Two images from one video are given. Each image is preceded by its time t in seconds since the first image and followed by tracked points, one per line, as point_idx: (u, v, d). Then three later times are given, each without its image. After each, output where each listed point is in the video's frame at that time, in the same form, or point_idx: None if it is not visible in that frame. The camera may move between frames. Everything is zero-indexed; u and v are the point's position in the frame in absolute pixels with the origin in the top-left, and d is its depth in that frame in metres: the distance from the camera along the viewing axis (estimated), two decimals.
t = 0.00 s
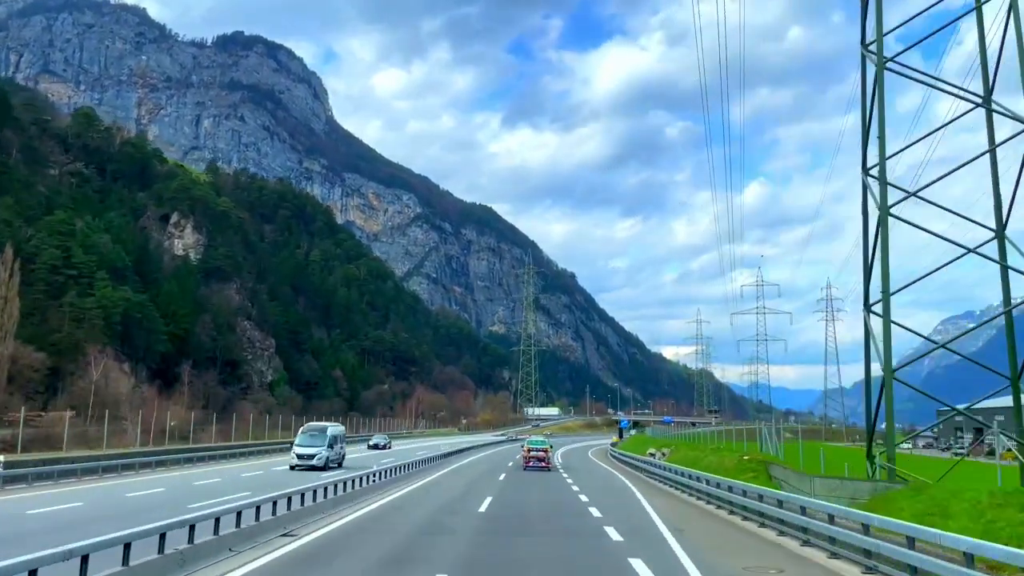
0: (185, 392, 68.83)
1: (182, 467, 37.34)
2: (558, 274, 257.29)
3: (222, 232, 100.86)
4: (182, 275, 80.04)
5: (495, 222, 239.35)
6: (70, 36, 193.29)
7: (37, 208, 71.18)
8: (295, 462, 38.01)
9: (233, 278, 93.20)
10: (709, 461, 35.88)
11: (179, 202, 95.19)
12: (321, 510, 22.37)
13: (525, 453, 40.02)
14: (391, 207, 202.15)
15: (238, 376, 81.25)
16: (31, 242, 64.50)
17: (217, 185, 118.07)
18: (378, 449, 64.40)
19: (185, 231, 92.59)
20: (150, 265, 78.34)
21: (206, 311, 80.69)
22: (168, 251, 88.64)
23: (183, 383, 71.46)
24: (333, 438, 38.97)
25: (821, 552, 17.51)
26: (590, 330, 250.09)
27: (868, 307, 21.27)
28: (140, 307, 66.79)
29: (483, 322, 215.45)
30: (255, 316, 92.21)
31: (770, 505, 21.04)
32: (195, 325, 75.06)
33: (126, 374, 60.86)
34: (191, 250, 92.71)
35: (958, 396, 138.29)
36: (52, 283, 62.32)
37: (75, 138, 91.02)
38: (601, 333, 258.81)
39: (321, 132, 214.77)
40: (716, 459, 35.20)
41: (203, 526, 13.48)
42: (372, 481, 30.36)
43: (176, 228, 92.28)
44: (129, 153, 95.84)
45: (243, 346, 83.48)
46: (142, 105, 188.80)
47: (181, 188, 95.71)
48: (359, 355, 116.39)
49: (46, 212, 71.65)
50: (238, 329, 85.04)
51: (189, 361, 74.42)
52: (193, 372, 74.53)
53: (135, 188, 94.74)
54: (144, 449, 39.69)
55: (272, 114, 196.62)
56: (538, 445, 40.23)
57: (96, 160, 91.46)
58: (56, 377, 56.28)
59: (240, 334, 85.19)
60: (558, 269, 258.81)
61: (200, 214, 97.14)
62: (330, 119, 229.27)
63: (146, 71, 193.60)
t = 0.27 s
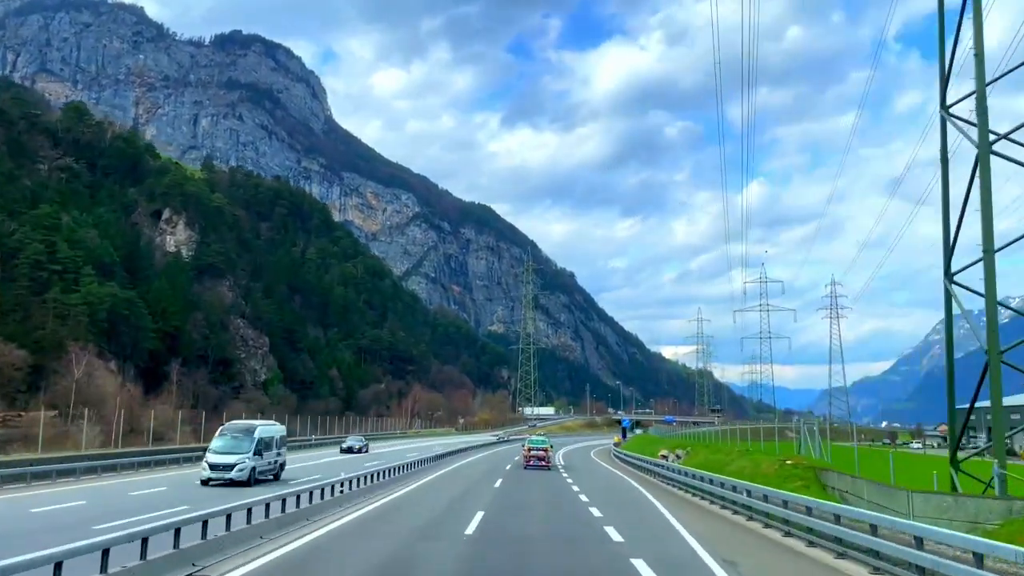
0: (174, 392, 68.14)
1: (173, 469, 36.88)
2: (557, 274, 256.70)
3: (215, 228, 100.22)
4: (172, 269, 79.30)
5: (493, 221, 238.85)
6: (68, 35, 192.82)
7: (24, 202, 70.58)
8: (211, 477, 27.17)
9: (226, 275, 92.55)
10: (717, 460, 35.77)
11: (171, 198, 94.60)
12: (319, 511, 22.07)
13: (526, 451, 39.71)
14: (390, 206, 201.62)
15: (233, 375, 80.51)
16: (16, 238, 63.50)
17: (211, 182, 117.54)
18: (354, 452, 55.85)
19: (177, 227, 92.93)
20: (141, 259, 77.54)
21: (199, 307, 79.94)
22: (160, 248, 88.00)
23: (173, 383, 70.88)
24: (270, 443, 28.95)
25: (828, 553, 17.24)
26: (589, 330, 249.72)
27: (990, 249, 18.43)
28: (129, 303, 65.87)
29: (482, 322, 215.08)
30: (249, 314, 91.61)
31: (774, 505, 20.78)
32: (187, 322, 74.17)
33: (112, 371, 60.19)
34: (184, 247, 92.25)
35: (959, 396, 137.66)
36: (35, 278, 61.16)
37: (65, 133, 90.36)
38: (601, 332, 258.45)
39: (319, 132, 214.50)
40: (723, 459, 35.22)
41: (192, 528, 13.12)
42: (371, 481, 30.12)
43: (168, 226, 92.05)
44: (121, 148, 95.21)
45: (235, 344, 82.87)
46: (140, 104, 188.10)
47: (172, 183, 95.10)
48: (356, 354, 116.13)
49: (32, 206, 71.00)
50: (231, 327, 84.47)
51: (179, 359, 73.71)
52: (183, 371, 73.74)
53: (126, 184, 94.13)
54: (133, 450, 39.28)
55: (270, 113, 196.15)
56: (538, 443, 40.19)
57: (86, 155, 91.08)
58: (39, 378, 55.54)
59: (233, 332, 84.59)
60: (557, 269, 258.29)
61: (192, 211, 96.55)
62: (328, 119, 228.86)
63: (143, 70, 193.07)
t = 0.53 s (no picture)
0: (160, 391, 67.44)
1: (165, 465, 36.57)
2: (556, 273, 256.12)
3: (208, 224, 99.48)
4: (161, 265, 78.48)
5: (491, 220, 238.35)
6: (64, 34, 192.27)
7: (9, 195, 69.72)
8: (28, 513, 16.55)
9: (218, 272, 92.00)
10: (729, 462, 35.78)
11: (162, 193, 93.97)
12: (318, 511, 21.80)
13: (526, 451, 39.61)
14: (388, 205, 201.05)
15: (226, 375, 80.05)
16: None
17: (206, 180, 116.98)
18: (323, 457, 47.03)
19: (167, 223, 92.27)
20: (130, 255, 76.81)
21: (188, 304, 79.16)
22: (150, 244, 87.43)
23: (159, 381, 70.31)
24: (132, 449, 18.28)
25: (834, 554, 17.01)
26: (588, 329, 248.98)
27: None
28: (117, 300, 65.02)
29: (480, 322, 214.48)
30: (242, 312, 91.05)
31: (777, 503, 20.54)
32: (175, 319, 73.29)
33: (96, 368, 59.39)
34: (174, 243, 91.58)
35: (959, 395, 137.01)
36: (17, 273, 60.32)
37: (54, 127, 89.62)
38: (600, 331, 257.77)
39: (316, 131, 214.03)
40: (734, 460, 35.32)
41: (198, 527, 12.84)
42: (371, 480, 29.81)
43: (159, 221, 91.53)
44: (111, 142, 94.46)
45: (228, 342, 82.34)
46: (137, 103, 187.45)
47: (162, 179, 94.54)
48: (352, 353, 115.69)
49: (18, 200, 70.15)
50: (223, 325, 83.98)
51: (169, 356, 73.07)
52: (171, 369, 73.10)
53: (118, 179, 93.50)
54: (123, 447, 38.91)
55: (267, 112, 195.41)
56: (538, 443, 40.33)
57: (75, 150, 90.41)
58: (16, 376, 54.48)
59: (224, 330, 84.09)
60: (556, 268, 257.80)
61: (184, 207, 95.91)
62: (326, 117, 228.40)
63: (140, 69, 192.50)
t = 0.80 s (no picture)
0: (146, 391, 67.16)
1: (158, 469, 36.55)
2: (555, 272, 255.44)
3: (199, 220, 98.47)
4: (150, 263, 77.10)
5: (489, 219, 237.74)
6: (61, 33, 191.71)
7: None
8: None
9: (208, 270, 90.67)
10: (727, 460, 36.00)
11: (152, 188, 91.59)
12: (314, 513, 21.59)
13: (527, 450, 39.25)
14: (386, 205, 200.54)
15: (218, 375, 79.87)
16: None
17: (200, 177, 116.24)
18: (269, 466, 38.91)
19: (157, 219, 90.12)
20: (118, 251, 76.05)
21: (177, 302, 78.32)
22: (139, 241, 85.31)
23: (143, 381, 69.91)
24: None
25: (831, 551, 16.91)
26: (587, 329, 248.60)
27: None
28: (101, 296, 64.31)
29: (479, 321, 214.06)
30: (234, 310, 90.47)
31: (771, 503, 20.47)
32: (161, 317, 72.68)
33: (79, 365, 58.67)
34: (164, 240, 89.37)
35: (958, 396, 136.44)
36: None
37: (42, 122, 88.84)
38: (598, 331, 257.44)
39: (314, 130, 213.51)
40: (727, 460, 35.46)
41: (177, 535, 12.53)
42: (366, 482, 29.27)
43: (149, 217, 89.43)
44: (100, 137, 92.94)
45: (220, 341, 81.80)
46: (133, 102, 186.75)
47: (153, 174, 92.35)
48: (347, 352, 115.25)
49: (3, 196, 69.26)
50: (215, 324, 83.39)
51: (154, 355, 72.58)
52: (157, 368, 72.50)
53: (108, 175, 92.24)
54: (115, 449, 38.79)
55: (264, 111, 194.66)
56: (538, 443, 40.31)
57: (64, 145, 89.43)
58: None
59: (216, 328, 83.52)
60: (555, 267, 257.21)
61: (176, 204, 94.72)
62: (323, 116, 227.76)
63: (136, 68, 191.70)
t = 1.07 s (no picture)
0: (130, 390, 65.46)
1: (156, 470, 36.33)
2: (553, 271, 254.91)
3: (189, 216, 97.47)
4: (138, 259, 74.90)
5: (487, 218, 237.12)
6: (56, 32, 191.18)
7: None
8: None
9: (200, 266, 89.02)
10: (735, 460, 35.93)
11: (142, 183, 89.96)
12: (310, 515, 21.29)
13: (527, 450, 39.92)
14: (383, 204, 200.05)
15: (211, 373, 78.82)
16: None
17: (194, 175, 115.45)
18: (181, 481, 29.31)
19: (147, 215, 88.84)
20: (105, 248, 75.05)
21: (167, 300, 77.37)
22: (128, 237, 83.73)
23: (128, 380, 68.19)
24: None
25: (834, 552, 16.61)
26: (586, 328, 248.13)
27: None
28: (86, 292, 63.10)
29: (477, 321, 213.46)
30: (226, 308, 89.45)
31: (771, 502, 20.22)
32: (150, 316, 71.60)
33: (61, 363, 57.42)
34: (154, 237, 88.06)
35: (959, 395, 135.64)
36: None
37: (29, 116, 87.76)
38: (597, 330, 256.96)
39: (311, 129, 212.97)
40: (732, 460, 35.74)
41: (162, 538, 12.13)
42: (363, 482, 28.83)
43: (138, 213, 88.05)
44: (89, 131, 91.54)
45: (211, 339, 80.81)
46: (129, 101, 186.07)
47: (142, 168, 90.68)
48: (343, 351, 114.74)
49: None
50: (206, 322, 82.51)
51: (138, 353, 71.11)
52: (142, 367, 71.08)
53: (96, 169, 90.62)
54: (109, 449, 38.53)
55: (260, 110, 194.02)
56: (538, 442, 40.59)
57: (51, 140, 88.24)
58: None
59: (207, 327, 82.62)
60: (553, 266, 256.64)
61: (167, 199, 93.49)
62: (321, 115, 227.21)
63: (133, 68, 190.98)
